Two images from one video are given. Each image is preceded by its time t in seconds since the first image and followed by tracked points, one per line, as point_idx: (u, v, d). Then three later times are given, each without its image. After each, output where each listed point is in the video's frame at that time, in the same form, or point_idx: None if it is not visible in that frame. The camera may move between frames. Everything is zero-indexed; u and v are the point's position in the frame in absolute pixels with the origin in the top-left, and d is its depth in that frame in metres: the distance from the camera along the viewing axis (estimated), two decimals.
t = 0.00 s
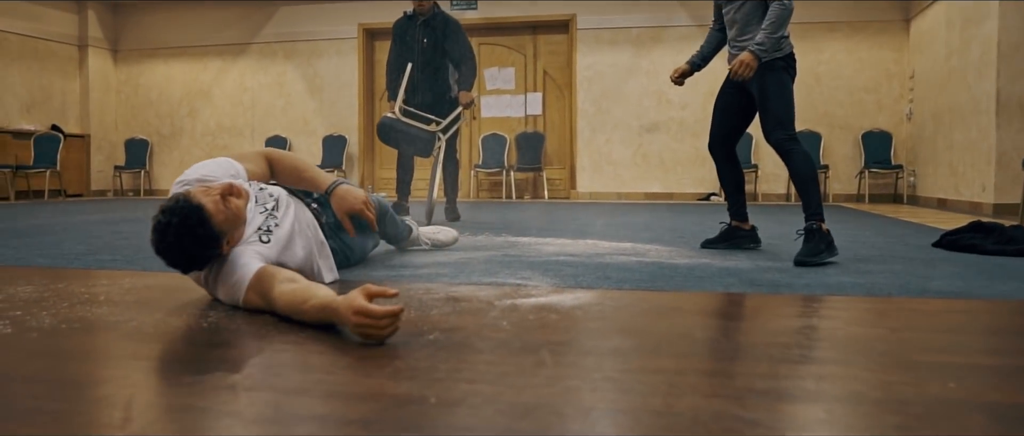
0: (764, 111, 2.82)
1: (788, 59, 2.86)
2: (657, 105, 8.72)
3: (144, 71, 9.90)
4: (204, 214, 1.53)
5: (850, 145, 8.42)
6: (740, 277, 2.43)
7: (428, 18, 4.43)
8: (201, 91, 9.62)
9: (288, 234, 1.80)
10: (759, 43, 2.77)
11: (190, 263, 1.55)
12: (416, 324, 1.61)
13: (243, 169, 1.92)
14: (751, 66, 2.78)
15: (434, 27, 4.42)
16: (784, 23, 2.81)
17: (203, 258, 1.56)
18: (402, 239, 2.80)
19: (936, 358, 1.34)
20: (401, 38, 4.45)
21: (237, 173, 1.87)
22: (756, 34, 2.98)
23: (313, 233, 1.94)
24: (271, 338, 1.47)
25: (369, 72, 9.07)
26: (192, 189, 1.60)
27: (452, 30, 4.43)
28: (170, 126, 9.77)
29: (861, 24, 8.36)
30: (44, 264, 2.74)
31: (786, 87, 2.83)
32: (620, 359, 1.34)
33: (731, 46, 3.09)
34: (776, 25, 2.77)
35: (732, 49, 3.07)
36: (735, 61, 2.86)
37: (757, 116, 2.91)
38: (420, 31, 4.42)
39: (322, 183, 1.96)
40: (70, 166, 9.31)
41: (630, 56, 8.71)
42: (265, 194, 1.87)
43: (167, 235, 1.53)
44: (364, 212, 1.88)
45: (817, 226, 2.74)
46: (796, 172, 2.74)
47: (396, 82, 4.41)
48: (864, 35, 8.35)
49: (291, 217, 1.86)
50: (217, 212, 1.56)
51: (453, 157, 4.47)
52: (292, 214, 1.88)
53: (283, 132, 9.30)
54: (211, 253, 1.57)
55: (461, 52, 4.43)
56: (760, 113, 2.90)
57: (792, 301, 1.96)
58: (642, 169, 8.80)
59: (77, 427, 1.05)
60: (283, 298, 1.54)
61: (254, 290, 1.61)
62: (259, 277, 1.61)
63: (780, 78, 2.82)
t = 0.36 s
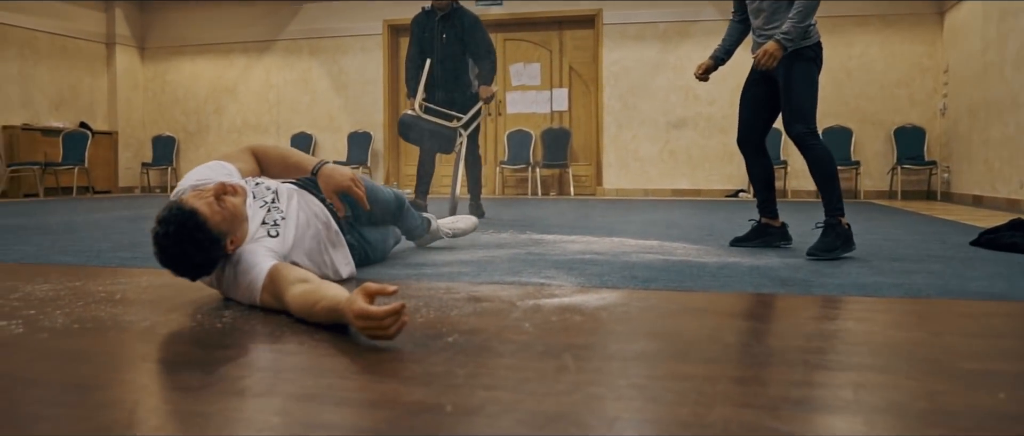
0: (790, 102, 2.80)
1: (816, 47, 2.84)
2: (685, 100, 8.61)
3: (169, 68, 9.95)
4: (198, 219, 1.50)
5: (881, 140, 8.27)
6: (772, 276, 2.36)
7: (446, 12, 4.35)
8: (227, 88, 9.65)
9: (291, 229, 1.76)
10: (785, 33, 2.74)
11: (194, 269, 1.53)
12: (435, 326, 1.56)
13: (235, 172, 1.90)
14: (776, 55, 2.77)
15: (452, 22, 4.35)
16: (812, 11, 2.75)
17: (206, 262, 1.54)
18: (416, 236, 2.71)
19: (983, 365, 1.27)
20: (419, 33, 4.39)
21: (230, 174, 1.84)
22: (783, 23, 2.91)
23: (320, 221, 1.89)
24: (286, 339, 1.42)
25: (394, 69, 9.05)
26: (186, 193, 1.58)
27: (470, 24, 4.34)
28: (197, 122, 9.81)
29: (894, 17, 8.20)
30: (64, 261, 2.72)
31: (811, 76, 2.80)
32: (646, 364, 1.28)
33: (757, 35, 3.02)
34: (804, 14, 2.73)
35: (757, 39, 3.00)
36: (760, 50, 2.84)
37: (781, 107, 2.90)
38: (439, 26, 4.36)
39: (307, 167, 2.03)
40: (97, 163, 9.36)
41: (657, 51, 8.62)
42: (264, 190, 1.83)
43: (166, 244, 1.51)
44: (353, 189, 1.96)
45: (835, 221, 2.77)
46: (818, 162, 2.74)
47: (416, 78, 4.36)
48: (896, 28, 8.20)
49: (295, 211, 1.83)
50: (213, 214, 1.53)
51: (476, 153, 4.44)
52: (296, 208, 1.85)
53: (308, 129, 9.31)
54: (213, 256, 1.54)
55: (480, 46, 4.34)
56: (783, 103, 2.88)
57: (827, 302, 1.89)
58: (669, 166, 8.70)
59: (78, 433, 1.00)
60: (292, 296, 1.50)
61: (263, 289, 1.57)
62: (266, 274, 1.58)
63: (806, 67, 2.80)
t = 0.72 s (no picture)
0: (817, 101, 2.74)
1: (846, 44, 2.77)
2: (713, 102, 8.51)
3: (197, 71, 10.00)
4: (195, 232, 1.48)
5: (915, 142, 8.12)
6: (805, 283, 2.28)
7: (464, 14, 4.31)
8: (254, 91, 9.69)
9: (298, 230, 1.73)
10: (815, 28, 2.68)
11: (199, 282, 1.52)
12: (454, 335, 1.50)
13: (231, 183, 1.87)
14: (804, 51, 2.70)
15: (471, 24, 4.32)
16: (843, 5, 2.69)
17: (211, 274, 1.52)
18: (432, 237, 2.67)
19: None
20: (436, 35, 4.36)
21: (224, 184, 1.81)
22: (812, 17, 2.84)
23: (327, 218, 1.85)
24: (301, 348, 1.38)
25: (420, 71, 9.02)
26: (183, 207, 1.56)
27: (488, 25, 4.31)
28: (224, 125, 9.86)
29: (928, 16, 8.04)
30: (85, 264, 2.71)
31: (842, 75, 2.75)
32: (674, 378, 1.22)
33: (785, 31, 2.94)
34: (834, 9, 2.67)
35: (785, 34, 2.94)
36: (787, 46, 2.77)
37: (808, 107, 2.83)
38: (456, 29, 4.33)
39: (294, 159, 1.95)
40: (126, 166, 9.41)
41: (685, 52, 8.52)
42: (266, 196, 1.80)
43: (167, 262, 1.50)
44: (340, 172, 1.85)
45: (850, 221, 2.78)
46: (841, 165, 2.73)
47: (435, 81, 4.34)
48: (930, 28, 8.04)
49: (299, 214, 1.79)
50: (209, 224, 1.50)
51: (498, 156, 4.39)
52: (302, 210, 1.81)
53: (334, 131, 9.31)
54: (217, 267, 1.52)
55: (499, 47, 4.31)
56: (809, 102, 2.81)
57: (863, 311, 1.81)
58: (697, 168, 8.60)
59: None
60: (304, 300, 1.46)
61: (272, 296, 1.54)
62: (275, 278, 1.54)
63: (837, 66, 2.74)
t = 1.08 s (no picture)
0: (844, 100, 2.67)
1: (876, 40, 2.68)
2: (739, 101, 8.40)
3: (220, 70, 10.04)
4: (191, 245, 1.44)
5: (946, 142, 7.97)
6: (835, 286, 2.20)
7: (478, 12, 4.27)
8: (278, 89, 9.70)
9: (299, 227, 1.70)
10: (843, 25, 2.60)
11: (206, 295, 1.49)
12: (469, 340, 1.45)
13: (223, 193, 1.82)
14: (832, 47, 2.64)
15: (485, 22, 4.28)
16: None
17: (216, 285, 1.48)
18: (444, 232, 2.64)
19: None
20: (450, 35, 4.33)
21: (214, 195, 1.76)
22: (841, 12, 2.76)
23: (329, 214, 1.82)
24: (312, 353, 1.33)
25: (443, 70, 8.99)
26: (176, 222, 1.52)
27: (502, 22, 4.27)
28: (248, 123, 9.88)
29: (960, 13, 7.89)
30: (102, 263, 2.68)
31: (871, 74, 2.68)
32: (699, 387, 1.15)
33: (813, 25, 2.86)
34: (864, 4, 2.59)
35: (813, 29, 2.86)
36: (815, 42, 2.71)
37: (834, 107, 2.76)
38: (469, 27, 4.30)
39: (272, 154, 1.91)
40: (151, 164, 9.45)
41: (711, 50, 8.42)
42: (261, 199, 1.76)
43: (169, 279, 1.46)
44: (315, 155, 1.81)
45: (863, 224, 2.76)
46: (864, 171, 2.66)
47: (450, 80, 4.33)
48: (962, 25, 7.89)
49: (300, 212, 1.76)
50: (205, 234, 1.46)
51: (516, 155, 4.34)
52: (300, 207, 1.78)
53: (357, 130, 9.30)
54: (222, 277, 1.49)
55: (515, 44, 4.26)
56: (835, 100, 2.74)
57: (898, 317, 1.73)
58: (722, 168, 8.50)
59: None
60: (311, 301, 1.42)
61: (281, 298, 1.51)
62: (283, 280, 1.50)
63: (866, 64, 2.66)
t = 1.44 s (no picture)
0: (871, 102, 2.60)
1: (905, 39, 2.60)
2: (763, 101, 8.30)
3: (242, 72, 10.06)
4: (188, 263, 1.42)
5: (975, 142, 7.83)
6: (865, 290, 2.13)
7: (489, 12, 4.24)
8: (300, 90, 9.71)
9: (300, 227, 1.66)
10: (872, 25, 2.52)
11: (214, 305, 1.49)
12: (485, 345, 1.39)
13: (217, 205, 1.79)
14: (861, 49, 2.56)
15: (496, 22, 4.25)
16: None
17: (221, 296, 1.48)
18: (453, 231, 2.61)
19: None
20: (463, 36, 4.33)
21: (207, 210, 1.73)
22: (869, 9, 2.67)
23: (331, 212, 1.77)
24: (322, 359, 1.28)
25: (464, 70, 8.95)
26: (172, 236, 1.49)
27: (514, 22, 4.22)
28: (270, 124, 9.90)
29: (990, 11, 7.74)
30: (117, 264, 2.66)
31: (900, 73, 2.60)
32: (726, 397, 1.10)
33: (841, 22, 2.78)
34: (893, 4, 2.50)
35: (840, 27, 2.78)
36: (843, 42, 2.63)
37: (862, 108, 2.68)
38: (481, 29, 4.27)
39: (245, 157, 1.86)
40: (174, 165, 9.49)
41: (734, 49, 8.32)
42: (259, 204, 1.72)
43: (174, 297, 1.45)
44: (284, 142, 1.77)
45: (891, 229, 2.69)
46: (893, 175, 2.58)
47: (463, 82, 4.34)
48: (992, 23, 7.74)
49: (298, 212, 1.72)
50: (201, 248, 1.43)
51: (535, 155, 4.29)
52: (298, 208, 1.74)
53: (378, 131, 9.29)
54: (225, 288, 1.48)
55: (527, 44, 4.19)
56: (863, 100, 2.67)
57: (934, 323, 1.66)
58: (746, 168, 8.40)
59: None
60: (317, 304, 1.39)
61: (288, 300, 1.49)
62: (291, 283, 1.46)
63: (894, 64, 2.58)
